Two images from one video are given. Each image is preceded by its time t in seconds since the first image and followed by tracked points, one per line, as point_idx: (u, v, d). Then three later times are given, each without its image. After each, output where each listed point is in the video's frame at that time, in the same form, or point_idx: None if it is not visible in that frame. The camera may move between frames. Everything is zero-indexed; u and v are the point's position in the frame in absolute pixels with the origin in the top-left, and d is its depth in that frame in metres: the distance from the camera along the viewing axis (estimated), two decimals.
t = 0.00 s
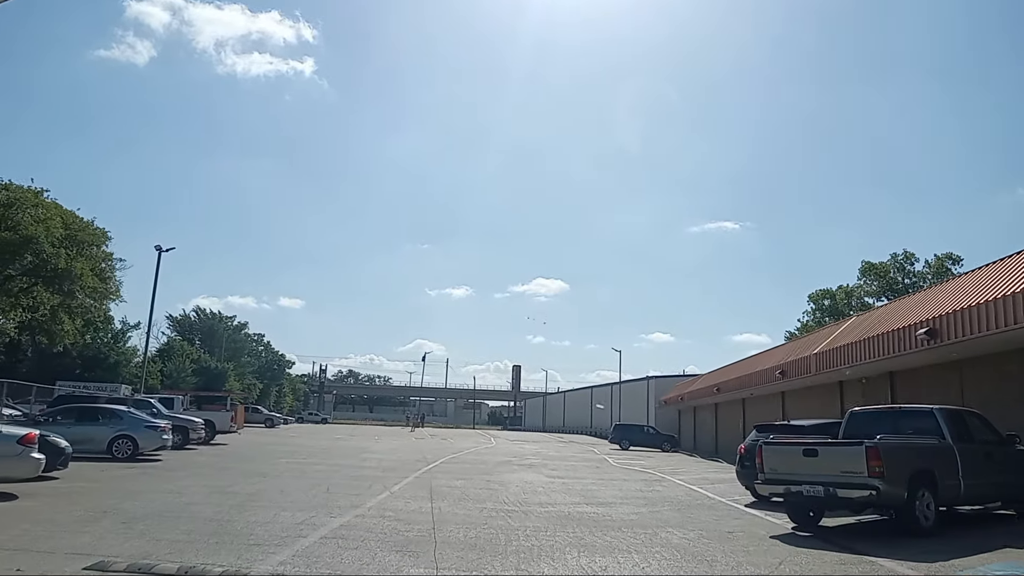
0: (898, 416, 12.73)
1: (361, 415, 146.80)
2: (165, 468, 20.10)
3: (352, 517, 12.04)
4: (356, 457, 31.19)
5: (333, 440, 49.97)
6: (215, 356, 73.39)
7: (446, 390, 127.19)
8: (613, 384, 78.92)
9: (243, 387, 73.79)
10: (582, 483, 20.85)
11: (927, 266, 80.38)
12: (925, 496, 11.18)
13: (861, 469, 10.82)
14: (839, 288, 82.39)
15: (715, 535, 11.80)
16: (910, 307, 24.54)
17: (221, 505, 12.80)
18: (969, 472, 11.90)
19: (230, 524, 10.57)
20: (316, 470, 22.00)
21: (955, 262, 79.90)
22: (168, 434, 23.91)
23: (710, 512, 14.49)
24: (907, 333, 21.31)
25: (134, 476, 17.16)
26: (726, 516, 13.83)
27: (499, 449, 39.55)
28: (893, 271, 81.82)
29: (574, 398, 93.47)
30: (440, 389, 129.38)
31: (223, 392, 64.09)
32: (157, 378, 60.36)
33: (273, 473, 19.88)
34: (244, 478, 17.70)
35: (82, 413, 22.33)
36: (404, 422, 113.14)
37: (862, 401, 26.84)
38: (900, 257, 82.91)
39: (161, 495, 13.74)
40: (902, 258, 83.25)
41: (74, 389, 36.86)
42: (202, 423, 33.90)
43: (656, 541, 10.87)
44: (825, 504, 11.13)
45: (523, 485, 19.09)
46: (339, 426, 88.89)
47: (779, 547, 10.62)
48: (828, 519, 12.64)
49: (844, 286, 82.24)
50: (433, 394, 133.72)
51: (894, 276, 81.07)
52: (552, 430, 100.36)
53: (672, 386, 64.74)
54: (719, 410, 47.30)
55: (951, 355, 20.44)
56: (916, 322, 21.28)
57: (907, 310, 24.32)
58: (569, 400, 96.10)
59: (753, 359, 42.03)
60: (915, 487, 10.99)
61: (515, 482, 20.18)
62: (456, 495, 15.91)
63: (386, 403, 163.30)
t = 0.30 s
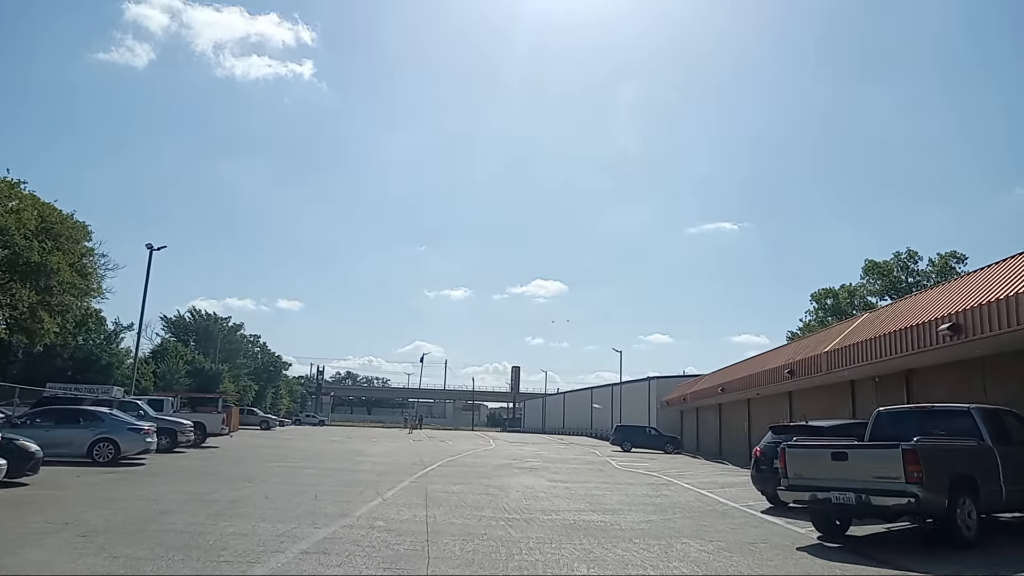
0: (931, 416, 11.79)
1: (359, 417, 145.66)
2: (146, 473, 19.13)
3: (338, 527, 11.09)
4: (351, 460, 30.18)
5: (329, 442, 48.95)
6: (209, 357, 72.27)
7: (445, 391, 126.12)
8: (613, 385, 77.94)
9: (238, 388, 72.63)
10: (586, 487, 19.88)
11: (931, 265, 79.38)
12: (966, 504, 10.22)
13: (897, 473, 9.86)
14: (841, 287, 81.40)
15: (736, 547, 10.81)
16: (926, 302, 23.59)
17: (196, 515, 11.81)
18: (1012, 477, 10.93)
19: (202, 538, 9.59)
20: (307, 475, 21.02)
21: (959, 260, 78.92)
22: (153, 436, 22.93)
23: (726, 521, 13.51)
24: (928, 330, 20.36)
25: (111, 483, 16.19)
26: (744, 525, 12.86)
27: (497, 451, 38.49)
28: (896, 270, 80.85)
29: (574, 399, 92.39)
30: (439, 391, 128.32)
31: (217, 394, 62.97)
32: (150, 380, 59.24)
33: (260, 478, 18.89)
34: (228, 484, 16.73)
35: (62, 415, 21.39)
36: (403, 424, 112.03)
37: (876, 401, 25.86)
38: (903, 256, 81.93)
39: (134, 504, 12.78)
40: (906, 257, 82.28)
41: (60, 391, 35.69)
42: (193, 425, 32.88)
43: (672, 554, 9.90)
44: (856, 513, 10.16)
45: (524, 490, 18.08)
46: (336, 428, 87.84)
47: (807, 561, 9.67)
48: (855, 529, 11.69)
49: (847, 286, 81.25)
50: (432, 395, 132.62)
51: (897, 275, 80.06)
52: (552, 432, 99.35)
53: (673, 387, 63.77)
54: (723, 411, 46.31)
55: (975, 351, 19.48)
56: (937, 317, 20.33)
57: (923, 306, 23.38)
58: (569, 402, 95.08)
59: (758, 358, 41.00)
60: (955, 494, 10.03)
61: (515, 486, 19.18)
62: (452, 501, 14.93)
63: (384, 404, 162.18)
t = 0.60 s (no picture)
0: (972, 416, 10.86)
1: (361, 417, 144.92)
2: (134, 476, 18.25)
3: (328, 538, 10.20)
4: (351, 462, 29.28)
5: (330, 443, 48.05)
6: (208, 358, 71.41)
7: (447, 392, 125.24)
8: (618, 386, 76.99)
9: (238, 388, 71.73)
10: (594, 491, 18.96)
11: (939, 264, 78.30)
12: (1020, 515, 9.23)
13: (945, 480, 8.87)
14: (849, 286, 80.35)
15: (764, 560, 9.88)
16: (949, 298, 22.65)
17: (174, 525, 10.90)
18: None
19: (173, 552, 8.68)
20: (303, 478, 20.12)
21: (968, 259, 77.82)
22: (143, 438, 22.04)
23: (748, 530, 12.57)
24: (953, 326, 19.42)
25: (93, 488, 15.31)
26: (767, 534, 11.92)
27: (501, 453, 37.55)
28: (904, 269, 79.80)
29: (578, 399, 91.45)
30: (442, 391, 127.45)
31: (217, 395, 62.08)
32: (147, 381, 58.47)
33: (252, 482, 17.99)
34: (217, 489, 15.84)
35: (47, 415, 20.56)
36: (405, 425, 111.12)
37: (894, 401, 24.91)
38: (911, 255, 80.86)
39: (108, 513, 11.87)
40: (914, 255, 81.21)
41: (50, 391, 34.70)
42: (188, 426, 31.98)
43: (694, 569, 8.97)
44: (897, 523, 9.18)
45: (530, 495, 17.14)
46: (338, 428, 86.87)
47: None
48: (889, 539, 10.76)
49: (854, 285, 80.20)
50: (434, 396, 131.75)
51: (906, 274, 78.93)
52: (556, 432, 98.42)
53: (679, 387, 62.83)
54: (732, 411, 45.37)
55: (1004, 348, 18.54)
56: (963, 313, 19.40)
57: (945, 302, 22.43)
58: (573, 402, 94.13)
59: (767, 358, 40.07)
60: (1009, 503, 9.05)
61: (520, 490, 18.24)
62: (453, 507, 14.02)
63: (387, 404, 161.34)
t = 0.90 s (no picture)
0: (1019, 416, 9.95)
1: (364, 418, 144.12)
2: (121, 479, 17.38)
3: (317, 548, 9.30)
4: (351, 464, 28.41)
5: (331, 444, 47.20)
6: (208, 357, 70.67)
7: (451, 392, 124.35)
8: (623, 386, 76.04)
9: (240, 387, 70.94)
10: (603, 494, 18.05)
11: (949, 262, 77.18)
12: None
13: (1004, 486, 7.97)
14: (857, 285, 79.30)
15: (797, 573, 8.95)
16: (973, 293, 21.70)
17: (149, 534, 10.03)
18: None
19: (141, 565, 7.79)
20: (299, 480, 19.24)
21: (979, 258, 76.71)
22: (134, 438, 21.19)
23: (772, 538, 11.63)
24: (982, 323, 18.48)
25: (73, 491, 14.44)
26: (796, 543, 10.97)
27: (505, 454, 36.65)
28: (914, 268, 78.73)
29: (582, 399, 90.49)
30: (445, 391, 126.55)
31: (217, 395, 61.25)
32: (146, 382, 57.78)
33: (243, 485, 17.12)
34: (205, 492, 14.97)
35: (33, 415, 19.69)
36: (408, 426, 110.22)
37: (914, 401, 23.97)
38: (921, 254, 79.76)
39: (81, 519, 10.99)
40: (923, 254, 80.11)
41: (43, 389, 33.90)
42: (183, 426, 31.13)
43: None
44: (948, 534, 8.27)
45: (536, 499, 16.20)
46: (340, 429, 85.99)
47: None
48: (932, 551, 9.81)
49: (863, 284, 79.15)
50: (438, 396, 130.87)
51: (915, 273, 77.84)
52: (560, 433, 97.47)
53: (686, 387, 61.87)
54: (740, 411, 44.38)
55: None
56: (992, 308, 18.47)
57: (969, 297, 21.49)
58: (577, 403, 93.16)
59: (777, 356, 39.10)
60: None
61: (526, 494, 17.32)
62: (455, 513, 13.11)
63: (390, 405, 160.52)
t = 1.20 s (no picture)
0: None
1: (366, 417, 143.25)
2: (105, 481, 16.51)
3: (302, 559, 8.42)
4: (349, 464, 27.54)
5: (331, 443, 46.31)
6: (208, 355, 69.81)
7: (453, 392, 123.42)
8: (627, 386, 75.10)
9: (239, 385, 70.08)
10: (612, 498, 17.14)
11: (959, 262, 76.11)
12: None
13: None
14: (865, 284, 78.27)
15: None
16: (999, 288, 20.76)
17: (120, 543, 9.17)
18: None
19: None
20: (293, 482, 18.37)
21: (989, 257, 75.67)
22: (124, 437, 20.36)
23: (800, 548, 10.71)
24: (1012, 318, 17.55)
25: (50, 493, 13.57)
26: (827, 555, 10.05)
27: (510, 454, 35.77)
28: (923, 266, 77.70)
29: (587, 399, 89.49)
30: (448, 391, 125.63)
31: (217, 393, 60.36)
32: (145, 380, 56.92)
33: (233, 486, 16.26)
34: (191, 494, 14.11)
35: (17, 411, 18.84)
36: (410, 425, 109.40)
37: (935, 401, 23.05)
38: (930, 252, 78.71)
39: (50, 526, 10.12)
40: (933, 253, 79.05)
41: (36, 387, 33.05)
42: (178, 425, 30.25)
43: None
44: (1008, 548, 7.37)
45: (543, 503, 15.29)
46: (342, 428, 85.13)
47: None
48: (982, 565, 8.90)
49: (871, 283, 78.14)
50: (440, 396, 129.98)
51: (924, 272, 76.79)
52: (564, 433, 96.52)
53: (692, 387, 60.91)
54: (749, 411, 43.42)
55: None
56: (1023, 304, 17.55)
57: (995, 292, 20.55)
58: (581, 402, 92.22)
59: (788, 355, 38.15)
60: None
61: (531, 498, 16.42)
62: (455, 519, 12.20)
63: (392, 404, 159.63)
